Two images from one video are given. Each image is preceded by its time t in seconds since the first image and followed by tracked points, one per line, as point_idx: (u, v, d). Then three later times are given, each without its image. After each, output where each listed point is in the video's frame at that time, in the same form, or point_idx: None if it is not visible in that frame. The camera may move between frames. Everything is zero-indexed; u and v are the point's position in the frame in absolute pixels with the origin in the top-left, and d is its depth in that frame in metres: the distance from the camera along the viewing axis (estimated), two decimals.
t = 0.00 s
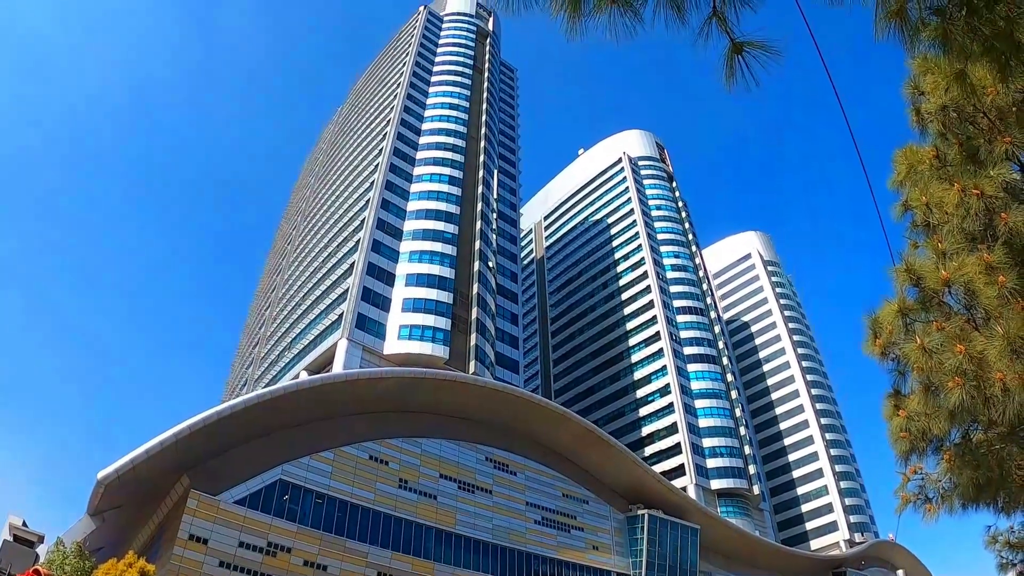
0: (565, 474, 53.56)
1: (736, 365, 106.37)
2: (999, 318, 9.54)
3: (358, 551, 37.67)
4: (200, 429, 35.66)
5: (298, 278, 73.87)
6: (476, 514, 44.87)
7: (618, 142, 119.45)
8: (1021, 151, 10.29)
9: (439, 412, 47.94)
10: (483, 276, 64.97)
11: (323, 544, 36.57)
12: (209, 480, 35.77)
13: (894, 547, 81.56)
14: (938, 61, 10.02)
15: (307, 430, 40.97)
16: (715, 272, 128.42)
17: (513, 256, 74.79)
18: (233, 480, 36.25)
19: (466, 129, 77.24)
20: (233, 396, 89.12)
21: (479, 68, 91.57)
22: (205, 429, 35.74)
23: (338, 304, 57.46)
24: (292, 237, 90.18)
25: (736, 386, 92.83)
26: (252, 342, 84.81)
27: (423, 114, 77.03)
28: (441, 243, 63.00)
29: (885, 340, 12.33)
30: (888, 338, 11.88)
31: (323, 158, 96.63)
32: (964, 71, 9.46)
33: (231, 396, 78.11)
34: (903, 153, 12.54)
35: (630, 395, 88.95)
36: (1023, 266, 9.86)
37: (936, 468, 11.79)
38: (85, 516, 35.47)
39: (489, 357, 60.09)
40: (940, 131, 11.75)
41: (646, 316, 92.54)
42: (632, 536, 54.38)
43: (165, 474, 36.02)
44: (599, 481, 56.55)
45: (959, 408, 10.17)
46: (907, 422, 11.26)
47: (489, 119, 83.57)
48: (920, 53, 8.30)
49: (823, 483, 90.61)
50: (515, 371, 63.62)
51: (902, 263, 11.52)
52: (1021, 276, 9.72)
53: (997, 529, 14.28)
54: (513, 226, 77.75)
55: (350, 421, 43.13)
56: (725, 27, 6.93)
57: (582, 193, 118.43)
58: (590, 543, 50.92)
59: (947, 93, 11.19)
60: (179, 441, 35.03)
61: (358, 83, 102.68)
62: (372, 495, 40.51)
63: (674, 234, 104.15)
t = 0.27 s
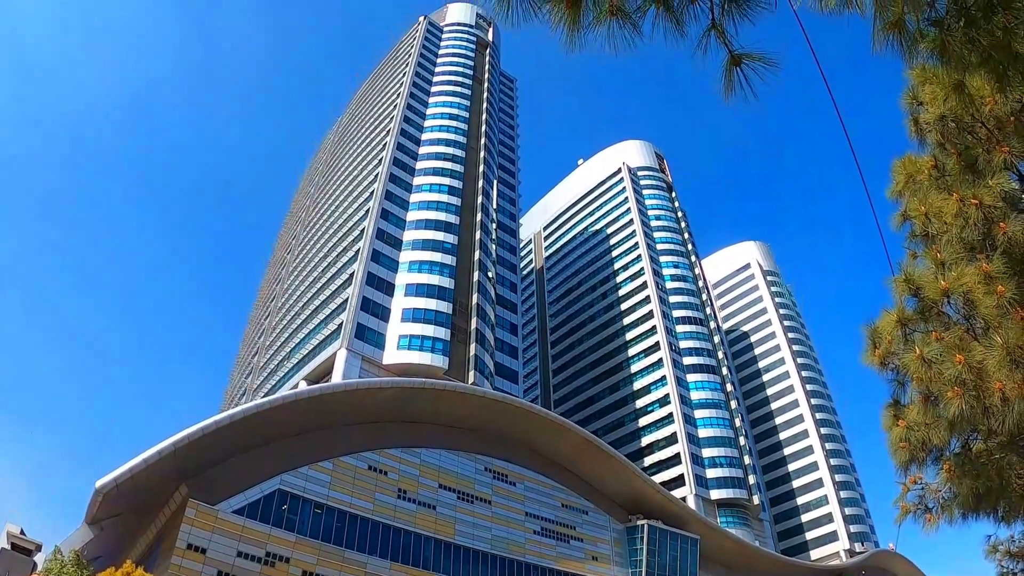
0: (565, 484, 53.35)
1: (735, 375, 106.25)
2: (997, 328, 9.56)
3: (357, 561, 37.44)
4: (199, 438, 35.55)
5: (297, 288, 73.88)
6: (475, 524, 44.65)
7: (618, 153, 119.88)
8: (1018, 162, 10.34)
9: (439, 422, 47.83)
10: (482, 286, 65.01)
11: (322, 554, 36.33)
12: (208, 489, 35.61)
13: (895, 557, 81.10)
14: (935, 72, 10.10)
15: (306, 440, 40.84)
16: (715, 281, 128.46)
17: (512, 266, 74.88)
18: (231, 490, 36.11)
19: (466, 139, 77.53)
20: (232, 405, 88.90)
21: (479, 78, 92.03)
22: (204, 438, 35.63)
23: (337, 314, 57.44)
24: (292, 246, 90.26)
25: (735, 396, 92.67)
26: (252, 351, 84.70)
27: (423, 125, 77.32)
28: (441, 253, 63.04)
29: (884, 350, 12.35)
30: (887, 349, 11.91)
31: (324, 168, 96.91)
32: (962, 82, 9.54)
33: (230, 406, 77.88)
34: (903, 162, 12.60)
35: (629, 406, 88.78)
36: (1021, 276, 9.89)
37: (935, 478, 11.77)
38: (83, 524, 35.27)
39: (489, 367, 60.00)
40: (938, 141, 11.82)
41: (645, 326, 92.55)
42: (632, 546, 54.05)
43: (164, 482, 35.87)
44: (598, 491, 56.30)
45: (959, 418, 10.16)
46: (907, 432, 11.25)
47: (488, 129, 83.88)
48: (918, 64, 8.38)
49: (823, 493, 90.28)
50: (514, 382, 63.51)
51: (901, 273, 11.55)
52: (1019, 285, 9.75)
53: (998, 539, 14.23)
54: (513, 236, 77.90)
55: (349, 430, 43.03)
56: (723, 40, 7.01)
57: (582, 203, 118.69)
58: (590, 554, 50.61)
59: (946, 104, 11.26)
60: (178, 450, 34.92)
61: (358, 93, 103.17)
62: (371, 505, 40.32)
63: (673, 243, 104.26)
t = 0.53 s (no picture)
0: (562, 492, 53.22)
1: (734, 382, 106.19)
2: (996, 337, 9.57)
3: (354, 567, 37.26)
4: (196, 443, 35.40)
5: (296, 293, 73.83)
6: (473, 531, 44.49)
7: (617, 160, 120.14)
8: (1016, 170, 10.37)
9: (436, 428, 47.72)
10: (481, 292, 65.00)
11: (319, 560, 36.16)
12: (206, 495, 35.51)
13: (894, 566, 80.82)
14: (934, 81, 10.15)
15: (303, 446, 40.72)
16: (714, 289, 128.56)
17: (511, 273, 74.92)
18: (228, 495, 35.97)
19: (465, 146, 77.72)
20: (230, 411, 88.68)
21: (479, 85, 92.35)
22: (202, 443, 35.49)
23: (336, 320, 57.38)
24: (291, 251, 90.28)
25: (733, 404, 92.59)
26: (250, 356, 84.54)
27: (423, 131, 77.52)
28: (440, 259, 63.08)
29: (882, 358, 12.37)
30: (885, 357, 11.92)
31: (323, 173, 97.03)
32: (960, 92, 9.59)
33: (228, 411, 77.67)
34: (902, 171, 12.64)
35: (628, 413, 88.65)
36: (1020, 285, 9.90)
37: (934, 486, 11.77)
38: (81, 528, 35.09)
39: (487, 374, 59.90)
40: (937, 150, 11.86)
41: (644, 333, 92.55)
42: (630, 554, 53.83)
43: (161, 487, 35.72)
44: (596, 498, 56.15)
45: (957, 426, 10.17)
46: (905, 441, 11.24)
47: (488, 136, 84.11)
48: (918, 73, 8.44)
49: (822, 501, 90.06)
50: (513, 389, 63.40)
51: (900, 282, 11.57)
52: (1018, 294, 9.76)
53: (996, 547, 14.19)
54: (512, 243, 77.98)
55: (347, 436, 42.94)
56: (722, 49, 7.06)
57: (581, 210, 118.88)
58: (587, 561, 50.42)
59: (944, 113, 11.30)
60: (176, 454, 34.79)
61: (358, 100, 103.44)
62: (369, 512, 40.18)
63: (672, 251, 104.32)
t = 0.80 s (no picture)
0: (560, 495, 53.13)
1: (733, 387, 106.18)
2: (995, 345, 9.56)
3: (351, 569, 37.18)
4: (195, 444, 35.37)
5: (295, 294, 73.83)
6: (470, 534, 44.41)
7: (617, 164, 120.20)
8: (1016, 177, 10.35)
9: (434, 431, 47.67)
10: (480, 295, 65.00)
11: (316, 562, 36.06)
12: (204, 495, 35.48)
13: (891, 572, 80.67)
14: (935, 87, 10.16)
15: (300, 447, 40.69)
16: (713, 294, 128.60)
17: (510, 276, 74.96)
18: (226, 496, 35.91)
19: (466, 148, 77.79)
20: (228, 411, 88.56)
21: (480, 88, 92.47)
22: (200, 444, 35.46)
23: (335, 321, 57.38)
24: (290, 252, 90.32)
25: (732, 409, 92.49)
26: (248, 357, 84.47)
27: (423, 133, 77.59)
28: (439, 262, 63.11)
29: (882, 364, 12.39)
30: (884, 363, 11.94)
31: (324, 175, 97.10)
32: (961, 98, 9.63)
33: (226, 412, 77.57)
34: (902, 177, 12.67)
35: (626, 417, 88.63)
36: (1019, 291, 9.89)
37: (932, 493, 11.77)
38: (78, 527, 35.02)
39: (486, 377, 59.84)
40: (937, 156, 11.87)
41: (643, 337, 92.56)
42: (627, 558, 53.71)
43: (159, 487, 35.66)
44: (594, 502, 56.10)
45: (956, 433, 10.17)
46: (903, 447, 11.24)
47: (488, 139, 84.20)
48: (920, 79, 8.46)
49: (820, 507, 89.98)
50: (511, 392, 63.35)
51: (899, 288, 11.56)
52: (1016, 300, 9.76)
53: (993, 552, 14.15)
54: (511, 247, 78.03)
55: (345, 438, 42.91)
56: (723, 54, 7.08)
57: (581, 214, 118.98)
58: (585, 565, 50.31)
59: (945, 119, 11.31)
60: (174, 455, 34.76)
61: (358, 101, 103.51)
62: (366, 514, 40.11)
63: (672, 255, 104.27)
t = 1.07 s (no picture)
0: (556, 501, 52.99)
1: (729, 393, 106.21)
2: (992, 351, 9.56)
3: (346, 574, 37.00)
4: (191, 448, 35.23)
5: (292, 298, 73.74)
6: (466, 539, 44.25)
7: (615, 170, 120.42)
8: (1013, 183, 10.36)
9: (431, 436, 47.54)
10: (477, 300, 64.97)
11: (311, 567, 35.88)
12: (201, 499, 35.34)
13: None
14: (931, 94, 10.19)
15: (296, 452, 40.56)
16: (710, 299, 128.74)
17: (507, 281, 74.99)
18: (222, 500, 35.73)
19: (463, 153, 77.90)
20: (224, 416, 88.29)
21: (478, 93, 92.67)
22: (196, 448, 35.31)
23: (332, 326, 57.29)
24: (288, 257, 90.22)
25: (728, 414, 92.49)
26: (245, 362, 84.27)
27: (421, 138, 77.71)
28: (436, 267, 63.12)
29: (878, 370, 12.40)
30: (881, 369, 11.94)
31: (321, 179, 97.11)
32: (958, 105, 9.66)
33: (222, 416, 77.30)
34: (898, 184, 12.72)
35: (622, 422, 88.56)
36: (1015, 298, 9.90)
37: (928, 499, 11.76)
38: (73, 531, 34.80)
39: (483, 382, 59.75)
40: (934, 162, 11.89)
41: (640, 343, 92.59)
42: (624, 563, 53.53)
43: (154, 491, 35.47)
44: (590, 507, 55.96)
45: (952, 439, 10.16)
46: (900, 453, 11.23)
47: (486, 144, 84.36)
48: (917, 86, 8.50)
49: (816, 512, 89.92)
50: (508, 397, 63.27)
51: (895, 295, 11.56)
52: (1012, 307, 9.77)
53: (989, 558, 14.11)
54: (509, 252, 78.08)
55: (341, 442, 42.77)
56: (720, 62, 7.09)
57: (578, 220, 119.15)
58: (581, 571, 50.14)
59: (941, 125, 11.32)
60: (170, 459, 34.59)
61: (356, 106, 103.63)
62: (362, 519, 39.94)
63: (669, 260, 104.37)
